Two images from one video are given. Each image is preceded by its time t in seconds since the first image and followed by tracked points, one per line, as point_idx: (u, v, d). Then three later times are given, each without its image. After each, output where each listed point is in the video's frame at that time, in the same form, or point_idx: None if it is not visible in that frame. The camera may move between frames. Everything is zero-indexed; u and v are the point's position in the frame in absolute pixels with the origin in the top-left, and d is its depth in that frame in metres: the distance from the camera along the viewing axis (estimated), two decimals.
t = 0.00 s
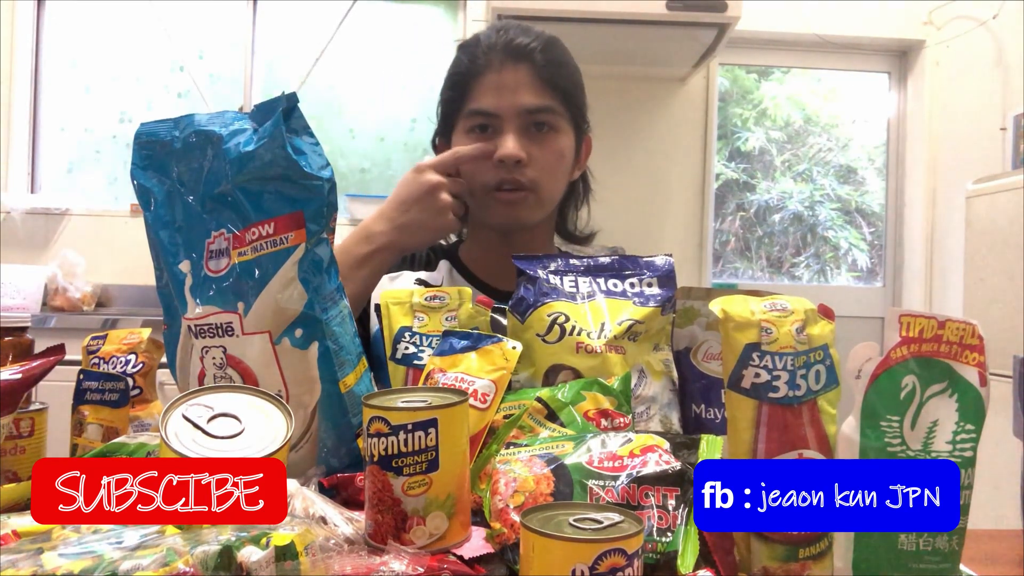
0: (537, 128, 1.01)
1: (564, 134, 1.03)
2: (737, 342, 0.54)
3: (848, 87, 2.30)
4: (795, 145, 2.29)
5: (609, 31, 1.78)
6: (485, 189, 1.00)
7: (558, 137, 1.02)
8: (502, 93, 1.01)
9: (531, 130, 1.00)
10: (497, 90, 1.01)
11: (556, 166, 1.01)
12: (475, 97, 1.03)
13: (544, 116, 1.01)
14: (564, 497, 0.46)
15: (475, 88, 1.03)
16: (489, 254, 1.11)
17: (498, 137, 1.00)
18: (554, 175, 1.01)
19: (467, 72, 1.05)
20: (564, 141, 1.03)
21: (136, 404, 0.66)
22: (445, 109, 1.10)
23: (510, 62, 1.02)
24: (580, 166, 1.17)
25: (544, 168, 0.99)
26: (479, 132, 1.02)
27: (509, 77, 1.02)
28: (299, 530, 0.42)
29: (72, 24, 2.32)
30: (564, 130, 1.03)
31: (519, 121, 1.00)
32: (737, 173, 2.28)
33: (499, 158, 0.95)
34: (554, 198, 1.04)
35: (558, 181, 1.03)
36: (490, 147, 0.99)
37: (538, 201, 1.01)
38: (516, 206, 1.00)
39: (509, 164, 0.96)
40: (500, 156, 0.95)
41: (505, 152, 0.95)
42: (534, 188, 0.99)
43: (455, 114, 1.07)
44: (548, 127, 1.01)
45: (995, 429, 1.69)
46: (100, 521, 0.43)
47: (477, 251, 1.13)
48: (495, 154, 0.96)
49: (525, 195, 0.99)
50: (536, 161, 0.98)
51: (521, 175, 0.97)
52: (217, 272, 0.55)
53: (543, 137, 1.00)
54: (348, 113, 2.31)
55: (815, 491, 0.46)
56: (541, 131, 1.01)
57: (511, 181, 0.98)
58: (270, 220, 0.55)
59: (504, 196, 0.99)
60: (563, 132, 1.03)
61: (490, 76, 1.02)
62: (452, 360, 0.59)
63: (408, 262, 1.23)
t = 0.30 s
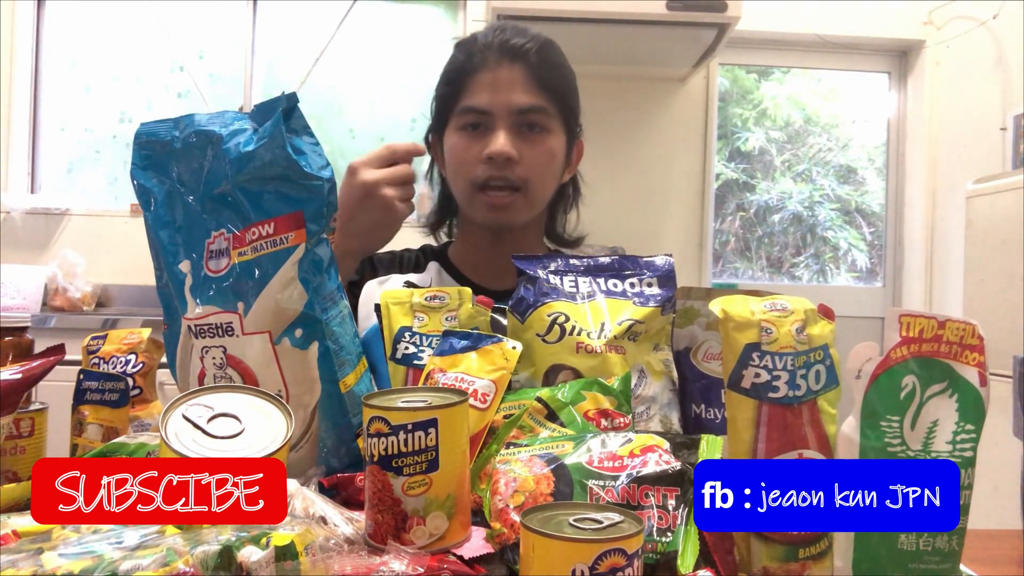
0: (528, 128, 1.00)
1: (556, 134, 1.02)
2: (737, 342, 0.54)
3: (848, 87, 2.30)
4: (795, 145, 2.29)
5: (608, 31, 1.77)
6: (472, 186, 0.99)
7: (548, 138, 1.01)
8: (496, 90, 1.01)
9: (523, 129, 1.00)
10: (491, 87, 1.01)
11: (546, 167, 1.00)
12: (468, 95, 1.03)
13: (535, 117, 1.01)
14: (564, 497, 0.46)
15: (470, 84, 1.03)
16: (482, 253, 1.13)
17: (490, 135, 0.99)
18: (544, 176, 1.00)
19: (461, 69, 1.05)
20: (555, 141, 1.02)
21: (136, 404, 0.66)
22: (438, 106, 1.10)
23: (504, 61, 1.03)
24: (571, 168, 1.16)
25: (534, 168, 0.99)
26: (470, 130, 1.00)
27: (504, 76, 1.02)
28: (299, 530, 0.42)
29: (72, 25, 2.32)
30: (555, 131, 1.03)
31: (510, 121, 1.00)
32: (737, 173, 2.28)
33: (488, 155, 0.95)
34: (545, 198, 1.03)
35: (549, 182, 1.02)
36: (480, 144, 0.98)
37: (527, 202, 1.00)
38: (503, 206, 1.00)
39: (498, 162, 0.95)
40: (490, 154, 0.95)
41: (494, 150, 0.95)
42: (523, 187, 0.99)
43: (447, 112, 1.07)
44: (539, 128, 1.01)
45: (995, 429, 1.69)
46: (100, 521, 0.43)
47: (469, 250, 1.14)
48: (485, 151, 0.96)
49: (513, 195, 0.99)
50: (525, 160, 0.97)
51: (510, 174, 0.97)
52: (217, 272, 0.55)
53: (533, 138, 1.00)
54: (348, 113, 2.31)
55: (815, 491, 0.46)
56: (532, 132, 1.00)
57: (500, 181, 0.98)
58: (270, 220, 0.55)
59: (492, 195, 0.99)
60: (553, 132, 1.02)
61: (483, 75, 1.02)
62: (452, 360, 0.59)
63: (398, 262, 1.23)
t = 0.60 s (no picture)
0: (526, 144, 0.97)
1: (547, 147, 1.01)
2: (737, 342, 0.54)
3: (847, 87, 2.29)
4: (795, 145, 2.28)
5: (607, 31, 1.77)
6: (472, 201, 1.02)
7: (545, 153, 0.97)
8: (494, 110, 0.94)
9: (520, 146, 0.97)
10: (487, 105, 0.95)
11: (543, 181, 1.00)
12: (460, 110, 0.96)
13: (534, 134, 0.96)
14: (564, 497, 0.46)
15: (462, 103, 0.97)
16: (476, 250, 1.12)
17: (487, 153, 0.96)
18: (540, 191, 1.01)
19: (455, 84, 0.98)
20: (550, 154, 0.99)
21: (136, 404, 0.66)
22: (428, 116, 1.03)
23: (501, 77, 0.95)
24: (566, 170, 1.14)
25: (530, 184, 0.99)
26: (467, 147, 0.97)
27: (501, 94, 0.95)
28: (299, 529, 0.42)
29: (72, 24, 2.32)
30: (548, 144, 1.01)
31: (508, 138, 0.96)
32: (737, 173, 2.28)
33: (486, 175, 0.97)
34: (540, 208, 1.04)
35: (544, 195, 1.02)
36: (478, 163, 0.97)
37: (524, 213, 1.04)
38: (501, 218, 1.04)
39: (496, 181, 0.98)
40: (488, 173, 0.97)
41: (493, 169, 0.96)
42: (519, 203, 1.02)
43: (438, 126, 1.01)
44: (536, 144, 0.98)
45: (995, 429, 1.69)
46: (100, 521, 0.43)
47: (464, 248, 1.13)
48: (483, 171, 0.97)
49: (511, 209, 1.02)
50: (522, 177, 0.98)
51: (508, 191, 0.99)
52: (217, 272, 0.55)
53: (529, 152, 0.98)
54: (348, 113, 2.31)
55: (815, 491, 0.46)
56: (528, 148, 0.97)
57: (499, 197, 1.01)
58: (270, 220, 0.55)
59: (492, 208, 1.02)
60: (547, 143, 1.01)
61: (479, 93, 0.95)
62: (452, 360, 0.59)
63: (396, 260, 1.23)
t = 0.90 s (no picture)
0: (513, 139, 0.99)
1: (540, 143, 1.01)
2: (737, 342, 0.54)
3: (847, 86, 2.29)
4: (795, 145, 2.29)
5: (606, 31, 1.77)
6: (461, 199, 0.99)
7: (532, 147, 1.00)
8: (479, 106, 0.98)
9: (507, 141, 0.98)
10: (473, 103, 0.98)
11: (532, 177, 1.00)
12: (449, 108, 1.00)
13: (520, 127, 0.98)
14: (564, 497, 0.46)
15: (451, 100, 1.00)
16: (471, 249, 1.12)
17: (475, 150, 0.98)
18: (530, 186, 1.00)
19: (441, 84, 1.01)
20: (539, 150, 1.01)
21: (136, 404, 0.66)
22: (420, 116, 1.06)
23: (485, 76, 0.99)
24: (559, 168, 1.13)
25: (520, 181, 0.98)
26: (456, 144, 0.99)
27: (485, 91, 0.98)
28: (299, 530, 0.42)
29: (71, 24, 2.32)
30: (540, 140, 1.01)
31: (494, 134, 0.98)
32: (736, 173, 2.28)
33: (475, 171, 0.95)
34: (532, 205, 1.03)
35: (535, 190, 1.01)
36: (466, 159, 0.97)
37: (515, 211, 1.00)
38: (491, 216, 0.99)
39: (485, 177, 0.95)
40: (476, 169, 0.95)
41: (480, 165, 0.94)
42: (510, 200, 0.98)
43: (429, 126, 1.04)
44: (524, 138, 0.99)
45: (995, 429, 1.69)
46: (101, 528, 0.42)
47: (461, 249, 1.12)
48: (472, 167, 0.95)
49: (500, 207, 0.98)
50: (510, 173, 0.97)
51: (497, 187, 0.97)
52: (217, 272, 0.55)
53: (518, 148, 0.98)
54: (348, 113, 2.31)
55: (816, 497, 0.46)
56: (517, 142, 0.99)
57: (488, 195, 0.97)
58: (270, 220, 0.55)
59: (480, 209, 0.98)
60: (538, 141, 1.00)
61: (464, 90, 0.99)
62: (452, 360, 0.59)
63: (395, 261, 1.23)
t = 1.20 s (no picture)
0: (507, 137, 0.99)
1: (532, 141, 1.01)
2: (737, 342, 0.54)
3: (847, 87, 2.30)
4: (795, 145, 2.29)
5: (606, 31, 1.77)
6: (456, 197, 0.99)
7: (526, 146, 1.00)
8: (474, 104, 0.98)
9: (502, 138, 0.99)
10: (468, 101, 0.98)
11: (524, 175, 1.00)
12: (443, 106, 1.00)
13: (514, 125, 0.99)
14: (564, 497, 0.46)
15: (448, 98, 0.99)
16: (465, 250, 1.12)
17: (470, 146, 0.98)
18: (522, 185, 1.00)
19: (436, 83, 1.01)
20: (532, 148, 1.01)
21: (136, 404, 0.66)
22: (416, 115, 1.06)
23: (479, 75, 0.99)
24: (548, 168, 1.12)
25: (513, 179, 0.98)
26: (450, 140, 0.99)
27: (481, 90, 0.98)
28: (299, 530, 0.43)
29: (71, 24, 2.32)
30: (533, 138, 1.01)
31: (488, 132, 0.98)
32: (736, 173, 2.28)
33: (470, 167, 0.95)
34: (525, 204, 1.03)
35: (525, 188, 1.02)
36: (461, 155, 0.97)
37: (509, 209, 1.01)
38: (485, 215, 1.00)
39: (480, 173, 0.95)
40: (471, 165, 0.95)
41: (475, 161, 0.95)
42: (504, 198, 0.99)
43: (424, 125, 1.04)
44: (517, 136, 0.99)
45: (995, 429, 1.69)
46: (101, 547, 0.41)
47: (455, 250, 1.12)
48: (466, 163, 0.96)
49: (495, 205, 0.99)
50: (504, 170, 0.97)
51: (491, 184, 0.97)
52: (217, 272, 0.55)
53: (512, 146, 0.99)
54: (348, 113, 2.31)
55: (815, 514, 0.46)
56: (510, 140, 0.99)
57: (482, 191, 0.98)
58: (270, 220, 0.55)
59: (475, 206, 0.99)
60: (532, 139, 1.01)
61: (459, 89, 0.99)
62: (452, 360, 0.59)
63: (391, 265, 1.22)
